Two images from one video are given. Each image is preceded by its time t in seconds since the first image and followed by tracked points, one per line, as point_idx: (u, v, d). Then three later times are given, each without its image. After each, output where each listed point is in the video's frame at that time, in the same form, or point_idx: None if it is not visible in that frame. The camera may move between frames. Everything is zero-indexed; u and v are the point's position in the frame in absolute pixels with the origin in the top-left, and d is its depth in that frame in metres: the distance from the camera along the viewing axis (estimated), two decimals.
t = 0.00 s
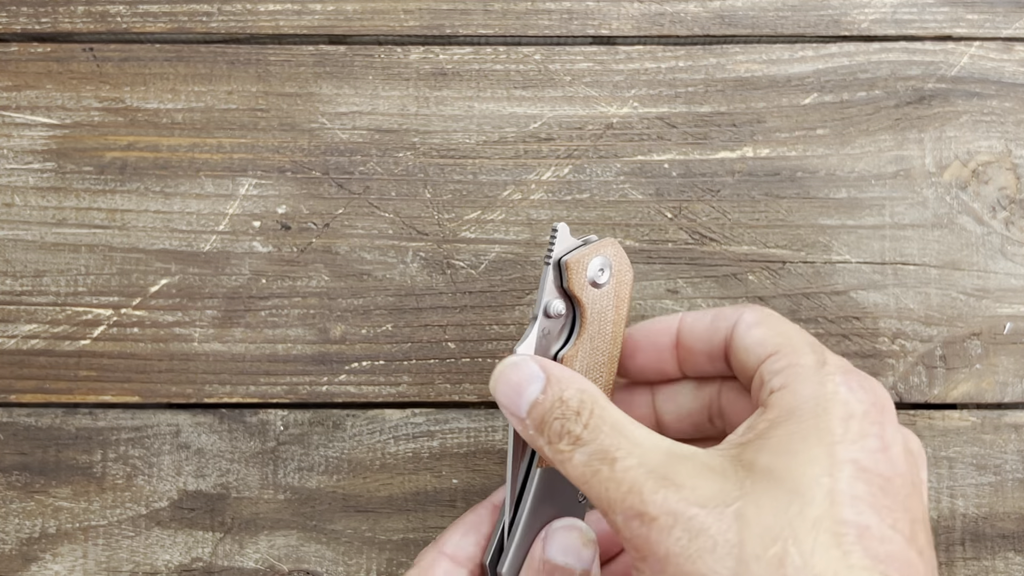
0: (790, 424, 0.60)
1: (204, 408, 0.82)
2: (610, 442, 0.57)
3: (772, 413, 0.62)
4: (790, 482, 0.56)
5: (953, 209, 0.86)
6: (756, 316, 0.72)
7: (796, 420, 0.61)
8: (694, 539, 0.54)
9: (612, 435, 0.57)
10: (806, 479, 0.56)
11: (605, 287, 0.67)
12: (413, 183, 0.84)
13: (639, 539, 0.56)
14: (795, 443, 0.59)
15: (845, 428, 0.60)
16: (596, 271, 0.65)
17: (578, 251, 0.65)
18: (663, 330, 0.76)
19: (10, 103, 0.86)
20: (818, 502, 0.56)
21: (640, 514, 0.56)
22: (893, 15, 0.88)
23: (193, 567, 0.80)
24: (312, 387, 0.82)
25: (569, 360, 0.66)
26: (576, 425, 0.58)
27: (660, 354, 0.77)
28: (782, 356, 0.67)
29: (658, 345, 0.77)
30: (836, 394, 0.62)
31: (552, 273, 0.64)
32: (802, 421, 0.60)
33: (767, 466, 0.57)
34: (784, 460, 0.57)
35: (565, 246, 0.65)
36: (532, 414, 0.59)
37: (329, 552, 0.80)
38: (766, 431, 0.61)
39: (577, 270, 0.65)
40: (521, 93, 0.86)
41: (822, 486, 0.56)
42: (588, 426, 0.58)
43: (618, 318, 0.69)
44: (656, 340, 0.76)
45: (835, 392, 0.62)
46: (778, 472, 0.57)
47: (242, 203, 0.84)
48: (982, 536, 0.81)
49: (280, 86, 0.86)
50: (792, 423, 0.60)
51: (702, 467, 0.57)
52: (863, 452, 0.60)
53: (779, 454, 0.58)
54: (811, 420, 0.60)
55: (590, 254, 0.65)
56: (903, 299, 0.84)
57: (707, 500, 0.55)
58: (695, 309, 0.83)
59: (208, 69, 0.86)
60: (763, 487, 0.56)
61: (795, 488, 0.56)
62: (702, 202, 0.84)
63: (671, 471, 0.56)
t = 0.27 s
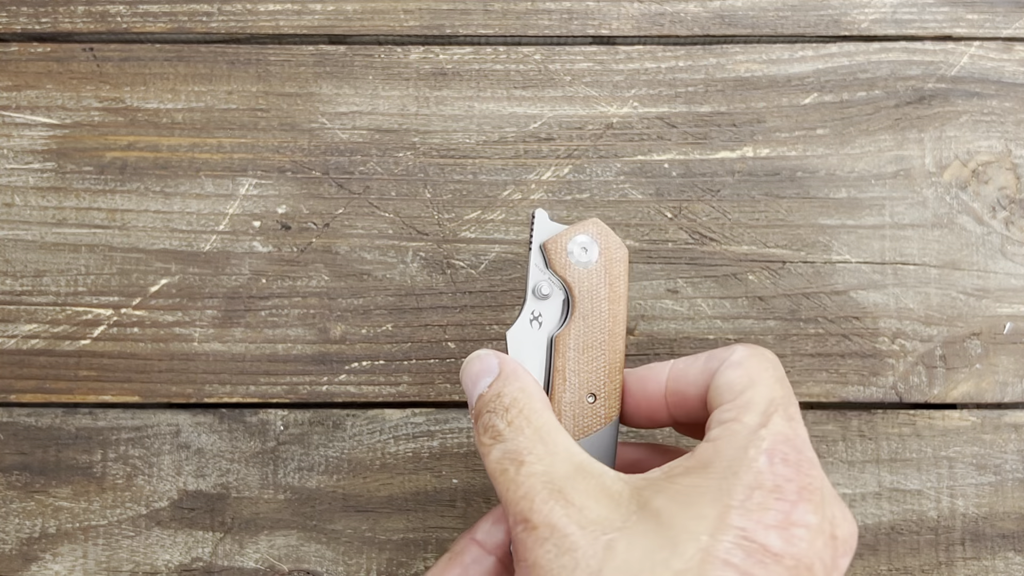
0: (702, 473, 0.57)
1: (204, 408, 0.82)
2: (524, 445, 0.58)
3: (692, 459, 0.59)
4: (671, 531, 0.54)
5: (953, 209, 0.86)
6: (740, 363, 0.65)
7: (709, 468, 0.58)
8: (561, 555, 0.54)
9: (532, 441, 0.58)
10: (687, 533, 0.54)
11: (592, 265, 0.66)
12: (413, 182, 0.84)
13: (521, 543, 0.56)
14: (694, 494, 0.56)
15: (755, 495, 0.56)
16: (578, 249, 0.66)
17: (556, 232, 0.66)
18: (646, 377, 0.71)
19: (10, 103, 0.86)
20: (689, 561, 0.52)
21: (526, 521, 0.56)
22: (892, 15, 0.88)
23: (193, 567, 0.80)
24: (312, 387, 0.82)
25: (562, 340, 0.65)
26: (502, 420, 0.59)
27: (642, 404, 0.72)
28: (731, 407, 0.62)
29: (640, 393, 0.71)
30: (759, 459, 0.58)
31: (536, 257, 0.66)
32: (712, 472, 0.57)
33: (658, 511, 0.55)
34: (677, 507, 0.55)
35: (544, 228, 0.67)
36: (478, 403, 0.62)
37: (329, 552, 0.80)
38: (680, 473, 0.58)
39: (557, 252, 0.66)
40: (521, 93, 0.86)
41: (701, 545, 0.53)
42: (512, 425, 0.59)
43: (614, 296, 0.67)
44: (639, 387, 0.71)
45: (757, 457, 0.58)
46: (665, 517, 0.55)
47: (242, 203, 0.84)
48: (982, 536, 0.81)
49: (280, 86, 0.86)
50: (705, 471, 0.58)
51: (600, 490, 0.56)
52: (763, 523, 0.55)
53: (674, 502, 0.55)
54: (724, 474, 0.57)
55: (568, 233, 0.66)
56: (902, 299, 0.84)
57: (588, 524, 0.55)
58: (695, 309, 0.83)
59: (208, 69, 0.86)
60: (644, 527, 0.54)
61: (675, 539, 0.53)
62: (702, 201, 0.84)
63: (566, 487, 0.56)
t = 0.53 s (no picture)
0: (667, 467, 0.57)
1: (204, 408, 0.82)
2: (500, 413, 0.59)
3: (663, 450, 0.59)
4: (622, 522, 0.53)
5: (953, 209, 0.86)
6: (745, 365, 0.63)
7: (676, 463, 0.57)
8: (511, 526, 0.54)
9: (508, 411, 0.59)
10: (637, 527, 0.53)
11: (603, 277, 0.66)
12: (413, 182, 0.84)
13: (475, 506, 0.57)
14: (654, 488, 0.55)
15: (714, 500, 0.55)
16: (590, 260, 0.66)
17: (570, 242, 0.67)
18: (654, 366, 0.70)
19: (10, 103, 0.86)
20: (633, 554, 0.52)
21: (484, 487, 0.56)
22: (892, 15, 0.88)
23: (193, 567, 0.80)
24: (312, 387, 0.82)
25: (566, 350, 0.65)
26: (483, 385, 0.60)
27: (647, 391, 0.71)
28: (719, 406, 0.61)
29: (646, 380, 0.70)
30: (726, 464, 0.57)
31: (548, 266, 0.66)
32: (678, 469, 0.56)
33: (615, 499, 0.55)
34: (634, 499, 0.55)
35: (557, 238, 0.67)
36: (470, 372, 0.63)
37: (329, 552, 0.80)
38: (649, 463, 0.57)
39: (569, 262, 0.66)
40: (521, 93, 0.86)
41: (648, 541, 0.53)
42: (491, 393, 0.60)
43: (622, 310, 0.67)
44: (647, 374, 0.70)
45: (724, 462, 0.57)
46: (620, 507, 0.54)
47: (242, 203, 0.84)
48: (982, 536, 0.81)
49: (280, 87, 0.86)
50: (672, 465, 0.57)
51: (562, 469, 0.56)
52: (715, 528, 0.54)
53: (632, 493, 0.55)
54: (690, 470, 0.56)
55: (582, 244, 0.66)
56: (902, 299, 0.84)
57: (542, 500, 0.55)
58: (695, 309, 0.83)
59: (208, 69, 0.86)
60: (596, 513, 0.54)
61: (624, 530, 0.53)
62: (702, 202, 0.85)
63: (529, 460, 0.56)
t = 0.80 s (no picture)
0: (666, 501, 0.56)
1: (204, 408, 0.82)
2: (494, 426, 0.58)
3: (665, 479, 0.58)
4: (615, 555, 0.53)
5: (953, 209, 0.86)
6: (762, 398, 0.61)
7: (677, 497, 0.56)
8: (501, 547, 0.55)
9: (503, 426, 0.58)
10: (630, 562, 0.53)
11: (614, 292, 0.66)
12: (414, 182, 0.84)
13: (466, 521, 0.57)
14: (651, 522, 0.55)
15: (711, 541, 0.55)
16: (602, 275, 0.66)
17: (582, 256, 0.67)
18: (664, 391, 0.67)
19: (10, 103, 0.86)
20: None
21: (477, 504, 0.56)
22: (892, 15, 0.88)
23: (193, 567, 0.80)
24: (312, 387, 0.82)
25: (575, 365, 0.65)
26: (479, 396, 0.60)
27: (654, 415, 0.68)
28: (728, 442, 0.59)
29: (654, 404, 0.68)
30: (727, 504, 0.56)
31: (559, 278, 0.67)
32: (678, 503, 0.56)
33: (610, 531, 0.54)
34: (629, 532, 0.54)
35: (569, 251, 0.67)
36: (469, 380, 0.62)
37: (329, 552, 0.80)
38: (649, 493, 0.57)
39: (579, 275, 0.66)
40: (521, 93, 0.86)
41: None
42: (487, 405, 0.59)
43: (633, 326, 0.66)
44: (655, 398, 0.68)
45: (725, 502, 0.56)
46: (614, 539, 0.54)
47: (242, 203, 0.84)
48: (982, 536, 0.81)
49: (280, 86, 0.86)
50: (672, 498, 0.56)
51: (556, 492, 0.56)
52: (709, 570, 0.54)
53: (628, 527, 0.55)
54: (690, 506, 0.56)
55: (594, 259, 0.66)
56: (902, 299, 0.84)
57: (535, 524, 0.55)
58: (695, 309, 0.83)
59: (208, 69, 0.86)
60: (589, 542, 0.54)
61: (617, 563, 0.53)
62: (702, 201, 0.85)
63: (523, 481, 0.56)
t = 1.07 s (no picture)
0: (645, 513, 0.55)
1: (204, 408, 0.82)
2: (470, 439, 0.59)
3: (645, 491, 0.56)
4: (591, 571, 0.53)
5: (953, 209, 0.86)
6: (748, 408, 0.60)
7: (656, 509, 0.55)
8: (477, 562, 0.54)
9: (478, 439, 0.59)
10: None
11: (592, 301, 0.66)
12: (414, 182, 0.84)
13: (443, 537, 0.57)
14: (629, 537, 0.54)
15: (690, 555, 0.54)
16: (579, 283, 0.66)
17: (559, 264, 0.67)
18: (648, 402, 0.65)
19: (10, 103, 0.86)
20: None
21: (453, 518, 0.56)
22: (892, 16, 0.88)
23: (193, 567, 0.80)
24: (312, 387, 0.82)
25: (554, 374, 0.65)
26: (455, 408, 0.60)
27: (637, 427, 0.66)
28: (712, 451, 0.58)
29: (637, 416, 0.66)
30: (706, 517, 0.55)
31: (537, 287, 0.67)
32: (657, 515, 0.55)
33: (587, 546, 0.54)
34: (606, 547, 0.53)
35: (546, 260, 0.67)
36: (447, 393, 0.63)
37: (329, 552, 0.80)
38: (627, 505, 0.56)
39: (557, 284, 0.66)
40: (521, 93, 0.86)
41: None
42: (463, 418, 0.60)
43: (612, 334, 0.66)
44: (639, 409, 0.66)
45: (705, 515, 0.55)
46: (590, 554, 0.53)
47: (242, 203, 0.84)
48: (982, 536, 0.81)
49: (280, 86, 0.86)
50: (651, 510, 0.55)
51: (533, 505, 0.56)
52: None
53: (605, 540, 0.54)
54: (669, 519, 0.55)
55: (571, 267, 0.66)
56: (902, 299, 0.84)
57: (510, 538, 0.55)
58: (695, 309, 0.83)
59: (208, 69, 0.86)
60: (565, 557, 0.54)
61: None
62: (702, 201, 0.85)
63: (498, 495, 0.56)
